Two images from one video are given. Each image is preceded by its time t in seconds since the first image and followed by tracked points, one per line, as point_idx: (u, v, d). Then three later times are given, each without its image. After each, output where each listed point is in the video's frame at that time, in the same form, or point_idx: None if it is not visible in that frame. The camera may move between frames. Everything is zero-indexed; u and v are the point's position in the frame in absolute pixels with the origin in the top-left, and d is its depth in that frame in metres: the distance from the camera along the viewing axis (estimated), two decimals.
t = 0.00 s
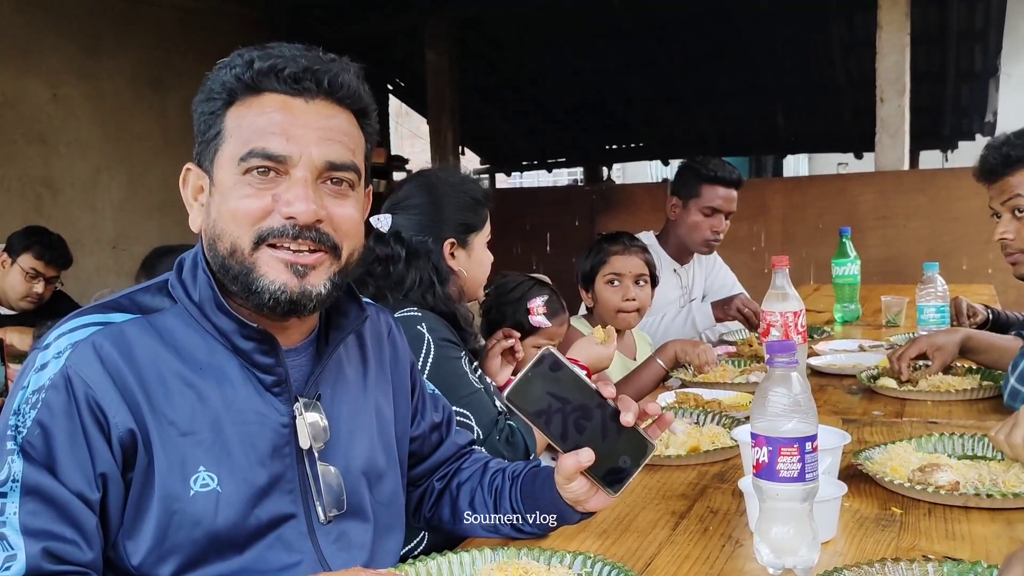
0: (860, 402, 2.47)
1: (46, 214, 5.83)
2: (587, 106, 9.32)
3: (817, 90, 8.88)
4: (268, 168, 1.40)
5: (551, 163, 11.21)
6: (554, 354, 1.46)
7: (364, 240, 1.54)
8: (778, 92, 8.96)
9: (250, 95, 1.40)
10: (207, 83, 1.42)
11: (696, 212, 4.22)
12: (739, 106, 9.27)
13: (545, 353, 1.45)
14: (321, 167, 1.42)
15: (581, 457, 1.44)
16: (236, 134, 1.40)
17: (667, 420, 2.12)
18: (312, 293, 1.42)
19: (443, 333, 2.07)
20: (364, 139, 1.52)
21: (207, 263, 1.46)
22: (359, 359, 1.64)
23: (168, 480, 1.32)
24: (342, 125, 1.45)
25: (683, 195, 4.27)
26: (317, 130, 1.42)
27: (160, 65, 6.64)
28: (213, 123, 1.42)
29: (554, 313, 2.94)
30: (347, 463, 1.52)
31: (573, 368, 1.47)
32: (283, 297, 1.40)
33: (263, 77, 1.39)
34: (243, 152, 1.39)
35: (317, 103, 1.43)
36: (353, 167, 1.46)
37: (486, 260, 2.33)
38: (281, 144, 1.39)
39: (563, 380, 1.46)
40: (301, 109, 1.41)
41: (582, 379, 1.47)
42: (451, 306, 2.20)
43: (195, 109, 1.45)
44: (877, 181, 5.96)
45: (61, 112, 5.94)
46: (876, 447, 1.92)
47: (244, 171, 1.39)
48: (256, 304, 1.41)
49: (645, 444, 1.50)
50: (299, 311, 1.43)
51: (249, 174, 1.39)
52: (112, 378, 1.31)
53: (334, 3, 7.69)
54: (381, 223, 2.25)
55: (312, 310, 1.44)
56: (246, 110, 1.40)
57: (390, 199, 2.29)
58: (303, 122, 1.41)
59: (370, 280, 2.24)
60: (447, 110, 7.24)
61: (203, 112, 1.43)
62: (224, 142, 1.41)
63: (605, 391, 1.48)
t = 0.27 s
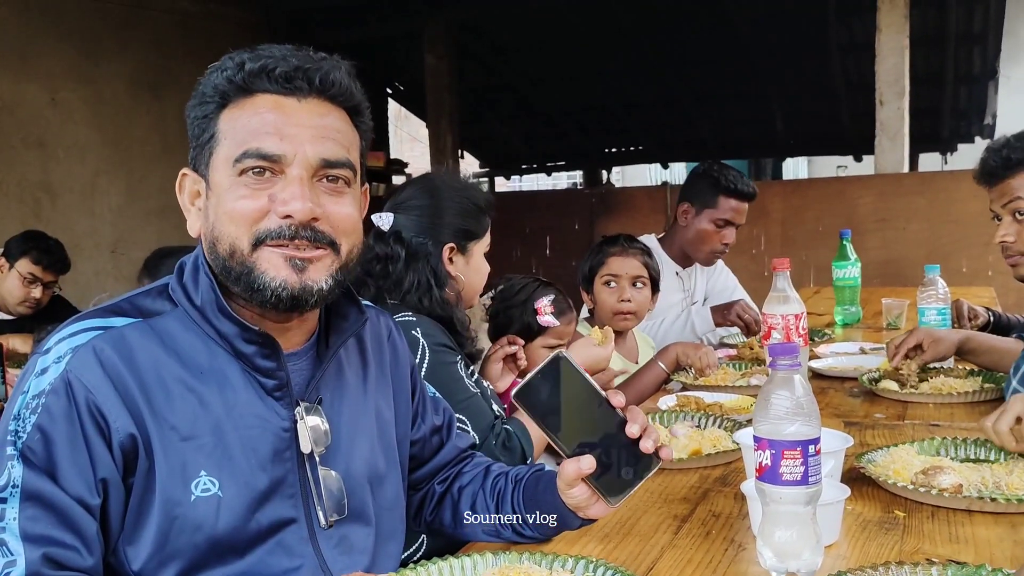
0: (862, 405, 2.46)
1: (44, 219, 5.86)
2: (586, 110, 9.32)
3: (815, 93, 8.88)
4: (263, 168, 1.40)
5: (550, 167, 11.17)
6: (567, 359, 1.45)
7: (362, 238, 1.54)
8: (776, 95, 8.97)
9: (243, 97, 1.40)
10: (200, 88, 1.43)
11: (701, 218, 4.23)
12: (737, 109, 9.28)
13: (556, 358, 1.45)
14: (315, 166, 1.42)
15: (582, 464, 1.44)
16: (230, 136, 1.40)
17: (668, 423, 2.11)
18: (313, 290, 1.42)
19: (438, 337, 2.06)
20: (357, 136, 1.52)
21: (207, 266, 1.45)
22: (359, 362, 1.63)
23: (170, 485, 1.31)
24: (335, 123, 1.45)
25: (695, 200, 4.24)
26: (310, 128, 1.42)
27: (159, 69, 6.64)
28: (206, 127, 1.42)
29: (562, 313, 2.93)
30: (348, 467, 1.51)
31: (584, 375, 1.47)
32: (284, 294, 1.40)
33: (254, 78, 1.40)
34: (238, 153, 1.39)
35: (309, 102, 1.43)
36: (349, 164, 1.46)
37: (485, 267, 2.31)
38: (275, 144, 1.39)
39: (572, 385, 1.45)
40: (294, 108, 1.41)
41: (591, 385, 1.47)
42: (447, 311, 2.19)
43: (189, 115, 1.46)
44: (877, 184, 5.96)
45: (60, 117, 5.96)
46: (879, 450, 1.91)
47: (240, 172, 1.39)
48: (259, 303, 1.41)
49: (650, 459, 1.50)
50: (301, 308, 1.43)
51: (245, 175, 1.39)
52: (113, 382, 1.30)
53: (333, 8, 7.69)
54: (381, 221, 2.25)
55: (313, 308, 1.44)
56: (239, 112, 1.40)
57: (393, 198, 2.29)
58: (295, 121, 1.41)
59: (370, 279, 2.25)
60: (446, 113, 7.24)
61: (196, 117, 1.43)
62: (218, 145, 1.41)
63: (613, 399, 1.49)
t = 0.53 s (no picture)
0: (865, 405, 2.45)
1: (44, 221, 5.85)
2: (587, 109, 9.31)
3: (815, 92, 8.87)
4: (259, 169, 1.39)
5: (551, 166, 11.17)
6: (578, 360, 1.46)
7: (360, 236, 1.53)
8: (777, 95, 8.96)
9: (235, 99, 1.39)
10: (191, 91, 1.42)
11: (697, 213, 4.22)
12: (737, 109, 9.27)
13: (565, 358, 1.45)
14: (310, 164, 1.41)
15: (589, 466, 1.44)
16: (224, 138, 1.39)
17: (671, 424, 2.10)
18: (312, 287, 1.41)
19: (437, 340, 2.05)
20: (351, 134, 1.52)
21: (208, 267, 1.44)
22: (362, 362, 1.62)
23: (173, 486, 1.30)
24: (328, 121, 1.45)
25: (694, 202, 4.23)
26: (303, 127, 1.41)
27: (157, 70, 6.62)
28: (200, 131, 1.42)
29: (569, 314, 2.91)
30: (352, 467, 1.50)
31: (592, 377, 1.47)
32: (285, 292, 1.39)
33: (246, 79, 1.39)
34: (233, 155, 1.38)
35: (302, 101, 1.42)
36: (344, 161, 1.46)
37: (487, 273, 2.31)
38: (269, 144, 1.39)
39: (579, 388, 1.45)
40: (286, 108, 1.41)
41: (599, 387, 1.47)
42: (446, 315, 2.18)
43: (182, 119, 1.45)
44: (879, 184, 5.95)
45: (59, 119, 5.95)
46: (882, 452, 1.90)
47: (235, 173, 1.38)
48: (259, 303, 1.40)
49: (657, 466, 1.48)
50: (301, 306, 1.42)
51: (241, 176, 1.38)
52: (114, 384, 1.29)
53: (332, 8, 7.68)
54: (386, 220, 2.24)
55: (314, 305, 1.43)
56: (232, 114, 1.39)
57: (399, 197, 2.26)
58: (288, 120, 1.41)
59: (372, 278, 2.25)
60: (445, 113, 7.21)
61: (190, 121, 1.43)
62: (213, 148, 1.40)
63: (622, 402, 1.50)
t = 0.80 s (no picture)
0: (865, 411, 2.45)
1: (42, 224, 5.86)
2: (586, 113, 9.32)
3: (814, 95, 8.87)
4: (259, 174, 1.38)
5: (549, 170, 11.17)
6: (580, 365, 1.46)
7: (360, 240, 1.53)
8: (776, 99, 8.96)
9: (234, 104, 1.39)
10: (191, 96, 1.42)
11: (670, 209, 4.28)
12: (736, 112, 9.27)
13: (566, 364, 1.45)
14: (311, 169, 1.41)
15: (589, 472, 1.43)
16: (224, 143, 1.39)
17: (671, 430, 2.09)
18: (312, 292, 1.40)
19: (436, 346, 2.05)
20: (351, 139, 1.51)
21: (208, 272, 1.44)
22: (363, 366, 1.62)
23: (173, 490, 1.29)
24: (327, 127, 1.44)
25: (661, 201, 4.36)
26: (303, 133, 1.41)
27: (158, 73, 6.62)
28: (199, 136, 1.41)
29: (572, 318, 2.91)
30: (353, 472, 1.50)
31: (594, 384, 1.47)
32: (285, 296, 1.38)
33: (244, 85, 1.39)
34: (232, 160, 1.38)
35: (301, 106, 1.42)
36: (344, 166, 1.45)
37: (486, 283, 2.30)
38: (269, 149, 1.38)
39: (580, 394, 1.45)
40: (286, 113, 1.40)
41: (601, 393, 1.47)
42: (444, 322, 2.17)
43: (181, 123, 1.44)
44: (878, 187, 5.95)
45: (58, 122, 5.95)
46: (883, 457, 1.89)
47: (235, 179, 1.38)
48: (259, 308, 1.39)
49: (658, 473, 1.48)
50: (302, 311, 1.41)
51: (240, 182, 1.38)
52: (114, 387, 1.28)
53: (332, 12, 7.68)
54: (387, 223, 2.25)
55: (314, 310, 1.42)
56: (231, 119, 1.39)
57: (403, 202, 2.27)
58: (288, 126, 1.40)
59: (372, 281, 2.25)
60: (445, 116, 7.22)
61: (189, 126, 1.42)
62: (212, 152, 1.39)
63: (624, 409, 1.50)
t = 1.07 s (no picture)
0: (863, 410, 2.45)
1: (42, 224, 5.87)
2: (585, 113, 9.33)
3: (812, 95, 8.88)
4: (262, 174, 1.39)
5: (548, 169, 11.17)
6: (582, 364, 1.47)
7: (362, 240, 1.53)
8: (775, 99, 8.97)
9: (237, 104, 1.40)
10: (193, 96, 1.42)
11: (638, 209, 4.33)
12: (735, 112, 9.28)
13: (571, 362, 1.47)
14: (313, 169, 1.41)
15: (593, 472, 1.44)
16: (226, 143, 1.39)
17: (671, 429, 2.10)
18: (317, 291, 1.41)
19: (433, 344, 2.06)
20: (353, 139, 1.52)
21: (210, 271, 1.44)
22: (364, 365, 1.62)
23: (176, 488, 1.30)
24: (330, 127, 1.45)
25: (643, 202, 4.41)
26: (306, 133, 1.41)
27: (158, 73, 6.62)
28: (202, 136, 1.42)
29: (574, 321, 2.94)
30: (356, 471, 1.50)
31: (598, 384, 1.48)
32: (289, 296, 1.39)
33: (247, 85, 1.39)
34: (235, 160, 1.38)
35: (304, 106, 1.42)
36: (346, 166, 1.46)
37: (485, 283, 2.30)
38: (272, 149, 1.38)
39: (583, 392, 1.46)
40: (289, 113, 1.41)
41: (604, 392, 1.48)
42: (443, 321, 2.17)
43: (184, 124, 1.45)
44: (875, 187, 5.96)
45: (57, 122, 5.96)
46: (882, 456, 1.90)
47: (238, 179, 1.38)
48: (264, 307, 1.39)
49: (661, 473, 1.49)
50: (306, 310, 1.41)
51: (243, 182, 1.38)
52: (118, 386, 1.29)
53: (331, 12, 7.69)
54: (387, 223, 2.26)
55: (318, 309, 1.43)
56: (234, 120, 1.39)
57: (403, 202, 2.28)
58: (291, 126, 1.41)
59: (371, 280, 2.26)
60: (444, 116, 7.22)
61: (191, 126, 1.42)
62: (215, 152, 1.40)
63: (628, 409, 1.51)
